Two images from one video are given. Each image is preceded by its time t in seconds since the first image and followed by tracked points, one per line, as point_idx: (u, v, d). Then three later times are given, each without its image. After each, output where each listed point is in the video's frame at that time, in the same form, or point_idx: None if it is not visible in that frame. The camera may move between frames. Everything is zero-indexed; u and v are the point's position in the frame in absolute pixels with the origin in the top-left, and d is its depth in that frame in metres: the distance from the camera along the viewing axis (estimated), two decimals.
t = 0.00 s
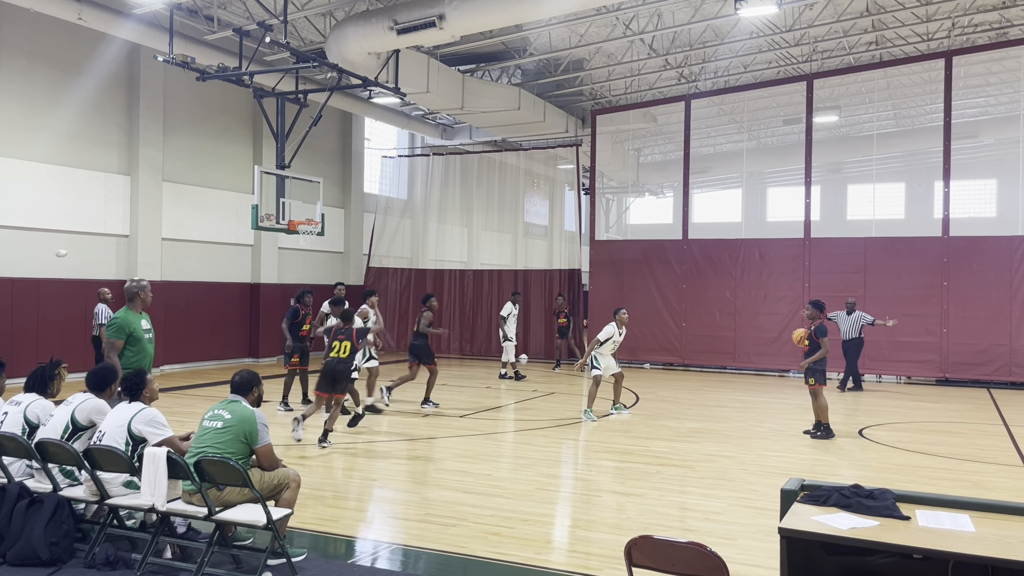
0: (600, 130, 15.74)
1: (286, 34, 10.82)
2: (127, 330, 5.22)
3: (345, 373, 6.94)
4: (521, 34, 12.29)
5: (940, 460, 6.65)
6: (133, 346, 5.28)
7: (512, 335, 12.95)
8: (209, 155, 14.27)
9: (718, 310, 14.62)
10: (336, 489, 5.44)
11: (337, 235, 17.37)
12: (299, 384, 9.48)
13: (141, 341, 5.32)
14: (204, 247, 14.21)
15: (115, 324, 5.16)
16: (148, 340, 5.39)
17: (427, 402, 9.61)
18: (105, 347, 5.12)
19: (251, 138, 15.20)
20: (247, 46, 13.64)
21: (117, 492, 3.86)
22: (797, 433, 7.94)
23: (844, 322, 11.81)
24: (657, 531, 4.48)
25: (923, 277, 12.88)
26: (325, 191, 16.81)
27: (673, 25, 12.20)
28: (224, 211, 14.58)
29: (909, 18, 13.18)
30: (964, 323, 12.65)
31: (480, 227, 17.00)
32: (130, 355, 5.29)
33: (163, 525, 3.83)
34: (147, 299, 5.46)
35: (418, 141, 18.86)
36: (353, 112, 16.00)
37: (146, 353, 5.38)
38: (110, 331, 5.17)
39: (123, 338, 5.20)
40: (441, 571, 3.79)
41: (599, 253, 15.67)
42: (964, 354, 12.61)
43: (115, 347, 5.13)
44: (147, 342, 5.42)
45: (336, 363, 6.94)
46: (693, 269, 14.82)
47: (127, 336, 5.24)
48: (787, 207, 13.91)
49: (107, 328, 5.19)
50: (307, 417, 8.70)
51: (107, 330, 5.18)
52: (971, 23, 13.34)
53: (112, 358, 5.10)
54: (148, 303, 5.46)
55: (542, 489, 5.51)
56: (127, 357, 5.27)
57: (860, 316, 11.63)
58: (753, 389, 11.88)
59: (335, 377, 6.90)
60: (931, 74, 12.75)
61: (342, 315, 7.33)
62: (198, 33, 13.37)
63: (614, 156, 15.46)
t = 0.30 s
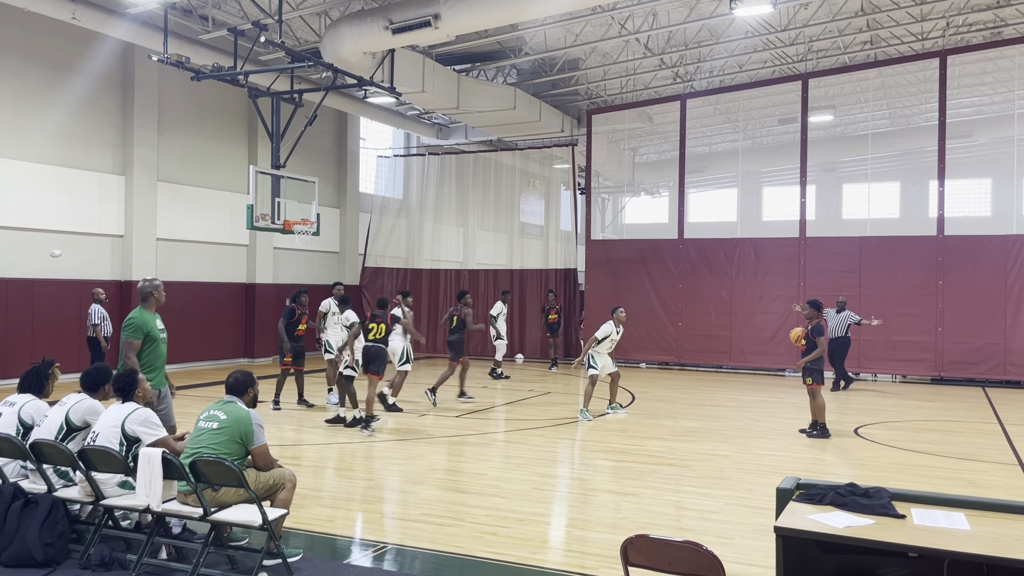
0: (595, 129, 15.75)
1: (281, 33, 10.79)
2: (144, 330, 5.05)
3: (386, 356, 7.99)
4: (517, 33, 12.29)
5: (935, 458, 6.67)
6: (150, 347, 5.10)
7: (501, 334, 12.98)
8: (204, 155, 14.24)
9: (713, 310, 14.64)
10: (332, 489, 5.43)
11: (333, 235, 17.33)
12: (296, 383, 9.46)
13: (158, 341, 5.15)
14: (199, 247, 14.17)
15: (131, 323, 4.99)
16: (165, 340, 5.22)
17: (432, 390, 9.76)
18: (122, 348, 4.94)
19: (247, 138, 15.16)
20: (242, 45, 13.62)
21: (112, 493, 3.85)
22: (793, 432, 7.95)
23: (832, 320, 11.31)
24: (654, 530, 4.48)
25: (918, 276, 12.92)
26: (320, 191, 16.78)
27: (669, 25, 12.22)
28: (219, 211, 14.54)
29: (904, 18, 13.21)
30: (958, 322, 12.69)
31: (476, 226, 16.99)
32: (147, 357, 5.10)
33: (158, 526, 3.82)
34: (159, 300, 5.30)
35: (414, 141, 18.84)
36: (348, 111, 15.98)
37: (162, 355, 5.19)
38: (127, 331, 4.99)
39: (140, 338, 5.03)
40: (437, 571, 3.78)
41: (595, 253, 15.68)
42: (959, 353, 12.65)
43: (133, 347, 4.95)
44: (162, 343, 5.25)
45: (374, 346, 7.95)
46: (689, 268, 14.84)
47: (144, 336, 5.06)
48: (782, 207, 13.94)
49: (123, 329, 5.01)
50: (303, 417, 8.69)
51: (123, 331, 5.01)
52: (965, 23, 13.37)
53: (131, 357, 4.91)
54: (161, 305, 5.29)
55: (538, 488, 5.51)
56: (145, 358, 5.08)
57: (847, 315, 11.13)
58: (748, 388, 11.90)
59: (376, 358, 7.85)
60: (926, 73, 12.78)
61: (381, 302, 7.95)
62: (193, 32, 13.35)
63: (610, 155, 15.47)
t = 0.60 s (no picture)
0: (591, 130, 15.76)
1: (276, 34, 10.75)
2: (166, 332, 4.81)
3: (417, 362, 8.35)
4: (512, 34, 12.29)
5: (930, 458, 6.69)
6: (171, 350, 4.86)
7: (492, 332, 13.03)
8: (200, 156, 14.21)
9: (708, 310, 14.67)
10: (328, 490, 5.42)
11: (328, 235, 17.31)
12: (292, 384, 9.44)
13: (181, 344, 4.91)
14: (194, 248, 14.13)
15: (154, 324, 4.76)
16: (187, 344, 4.98)
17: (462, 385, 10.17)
18: (144, 348, 4.70)
19: (242, 138, 15.13)
20: (238, 46, 13.60)
21: (108, 494, 3.83)
22: (789, 432, 7.96)
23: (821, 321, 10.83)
24: (650, 530, 4.48)
25: (913, 276, 12.96)
26: (316, 191, 16.76)
27: (664, 25, 12.24)
28: (214, 212, 14.50)
29: (899, 18, 13.24)
30: (953, 322, 12.73)
31: (472, 227, 16.99)
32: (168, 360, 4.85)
33: (154, 527, 3.81)
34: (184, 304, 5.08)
35: (410, 141, 18.83)
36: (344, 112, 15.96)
37: (185, 360, 4.93)
38: (149, 332, 4.76)
39: (162, 340, 4.78)
40: (434, 572, 3.78)
41: (590, 253, 15.70)
42: (954, 353, 12.70)
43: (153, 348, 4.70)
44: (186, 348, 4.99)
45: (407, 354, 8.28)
46: (684, 268, 14.86)
47: (166, 338, 4.82)
48: (777, 207, 13.98)
49: (145, 330, 4.78)
50: (300, 417, 8.68)
51: (145, 331, 4.77)
52: (960, 24, 13.41)
53: (151, 359, 4.66)
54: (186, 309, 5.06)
55: (535, 489, 5.51)
56: (166, 361, 4.83)
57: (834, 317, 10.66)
58: (744, 388, 11.92)
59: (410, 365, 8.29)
60: (921, 74, 12.83)
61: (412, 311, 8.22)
62: (188, 32, 13.33)
63: (605, 156, 15.49)
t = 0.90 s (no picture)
0: (586, 130, 15.77)
1: (271, 34, 10.71)
2: (184, 332, 4.76)
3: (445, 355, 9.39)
4: (507, 35, 12.29)
5: (923, 458, 6.72)
6: (188, 350, 4.82)
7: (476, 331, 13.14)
8: (194, 156, 14.17)
9: (702, 310, 14.70)
10: (322, 491, 5.41)
11: (323, 236, 17.28)
12: (286, 385, 9.42)
13: (198, 344, 4.87)
14: (188, 248, 14.09)
15: (172, 323, 4.71)
16: (204, 344, 4.94)
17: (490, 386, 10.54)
18: (160, 347, 4.67)
19: (236, 139, 15.09)
20: (232, 46, 13.57)
21: (101, 495, 3.82)
22: (783, 433, 7.99)
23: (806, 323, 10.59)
24: (644, 530, 4.49)
25: (906, 277, 13.01)
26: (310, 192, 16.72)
27: (659, 26, 12.25)
28: (208, 212, 14.46)
29: (892, 20, 13.29)
30: (946, 323, 12.79)
31: (466, 228, 16.99)
32: (184, 359, 4.82)
33: (148, 528, 3.79)
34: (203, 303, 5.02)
35: (404, 142, 18.83)
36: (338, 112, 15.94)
37: (201, 360, 4.90)
38: (167, 331, 4.71)
39: (179, 340, 4.74)
40: (428, 572, 3.78)
41: (585, 254, 15.72)
42: (947, 353, 12.75)
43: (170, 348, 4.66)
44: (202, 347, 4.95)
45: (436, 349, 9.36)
46: (679, 269, 14.89)
47: (184, 338, 4.78)
48: (771, 208, 14.02)
49: (163, 328, 4.73)
50: (294, 418, 8.67)
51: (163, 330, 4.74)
52: (953, 25, 13.47)
53: (167, 359, 4.62)
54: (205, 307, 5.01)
55: (529, 489, 5.51)
56: (183, 361, 4.81)
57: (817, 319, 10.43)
58: (738, 389, 11.96)
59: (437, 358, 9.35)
60: (914, 75, 12.90)
61: (437, 311, 9.13)
62: (182, 32, 13.30)
63: (600, 157, 15.50)
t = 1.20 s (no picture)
0: (578, 132, 15.79)
1: (263, 35, 10.68)
2: (198, 339, 4.73)
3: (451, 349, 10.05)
4: (500, 36, 12.30)
5: (914, 460, 6.76)
6: (203, 356, 4.81)
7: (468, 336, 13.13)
8: (185, 157, 14.11)
9: (695, 312, 14.74)
10: (314, 493, 5.40)
11: (315, 238, 17.24)
12: (279, 387, 9.39)
13: (211, 350, 4.86)
14: (180, 249, 14.03)
15: (187, 331, 4.67)
16: (217, 349, 4.92)
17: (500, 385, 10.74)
18: (176, 357, 4.65)
19: (228, 140, 15.04)
20: (224, 47, 13.54)
21: (91, 498, 3.79)
22: (775, 435, 8.02)
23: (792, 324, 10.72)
24: (636, 532, 4.50)
25: (897, 279, 13.08)
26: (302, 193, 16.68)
27: (651, 29, 12.29)
28: (200, 213, 14.40)
29: (883, 24, 13.37)
30: (937, 325, 12.86)
31: (459, 229, 16.99)
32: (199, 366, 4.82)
33: (138, 530, 3.77)
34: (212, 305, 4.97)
35: (397, 143, 18.81)
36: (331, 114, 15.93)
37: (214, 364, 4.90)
38: (182, 339, 4.66)
39: (194, 348, 4.72)
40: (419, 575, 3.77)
41: (578, 256, 15.75)
42: (937, 355, 12.83)
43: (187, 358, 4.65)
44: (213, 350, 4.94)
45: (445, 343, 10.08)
46: (671, 271, 14.93)
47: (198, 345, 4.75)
48: (762, 211, 14.08)
49: (176, 336, 4.68)
50: (287, 420, 8.65)
51: (177, 338, 4.69)
52: (943, 29, 13.55)
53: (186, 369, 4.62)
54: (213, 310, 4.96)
55: (522, 491, 5.51)
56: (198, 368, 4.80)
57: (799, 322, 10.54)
58: (730, 391, 12.00)
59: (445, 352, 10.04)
60: (905, 79, 12.98)
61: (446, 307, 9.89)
62: (174, 33, 13.27)
63: (593, 159, 15.53)
